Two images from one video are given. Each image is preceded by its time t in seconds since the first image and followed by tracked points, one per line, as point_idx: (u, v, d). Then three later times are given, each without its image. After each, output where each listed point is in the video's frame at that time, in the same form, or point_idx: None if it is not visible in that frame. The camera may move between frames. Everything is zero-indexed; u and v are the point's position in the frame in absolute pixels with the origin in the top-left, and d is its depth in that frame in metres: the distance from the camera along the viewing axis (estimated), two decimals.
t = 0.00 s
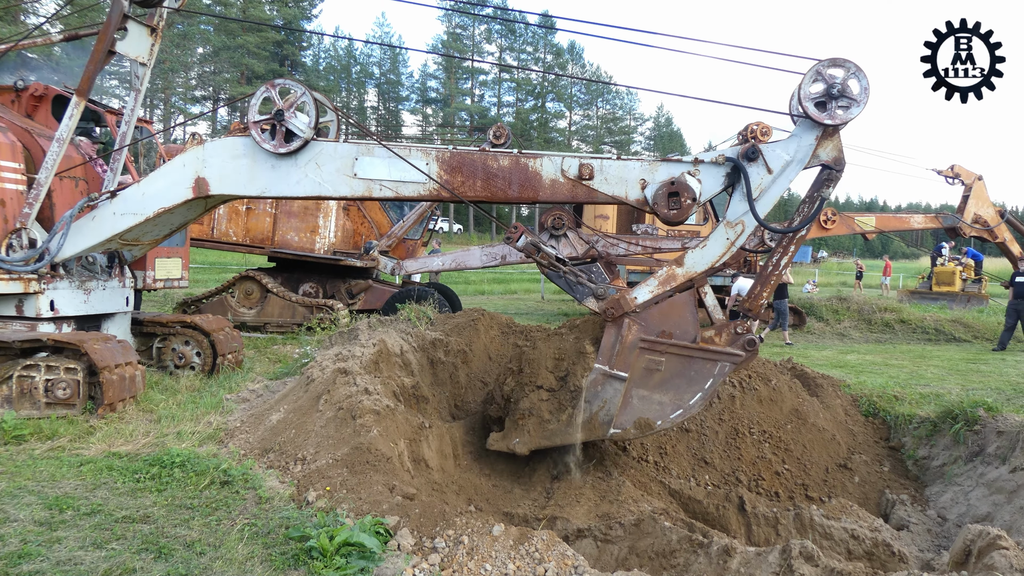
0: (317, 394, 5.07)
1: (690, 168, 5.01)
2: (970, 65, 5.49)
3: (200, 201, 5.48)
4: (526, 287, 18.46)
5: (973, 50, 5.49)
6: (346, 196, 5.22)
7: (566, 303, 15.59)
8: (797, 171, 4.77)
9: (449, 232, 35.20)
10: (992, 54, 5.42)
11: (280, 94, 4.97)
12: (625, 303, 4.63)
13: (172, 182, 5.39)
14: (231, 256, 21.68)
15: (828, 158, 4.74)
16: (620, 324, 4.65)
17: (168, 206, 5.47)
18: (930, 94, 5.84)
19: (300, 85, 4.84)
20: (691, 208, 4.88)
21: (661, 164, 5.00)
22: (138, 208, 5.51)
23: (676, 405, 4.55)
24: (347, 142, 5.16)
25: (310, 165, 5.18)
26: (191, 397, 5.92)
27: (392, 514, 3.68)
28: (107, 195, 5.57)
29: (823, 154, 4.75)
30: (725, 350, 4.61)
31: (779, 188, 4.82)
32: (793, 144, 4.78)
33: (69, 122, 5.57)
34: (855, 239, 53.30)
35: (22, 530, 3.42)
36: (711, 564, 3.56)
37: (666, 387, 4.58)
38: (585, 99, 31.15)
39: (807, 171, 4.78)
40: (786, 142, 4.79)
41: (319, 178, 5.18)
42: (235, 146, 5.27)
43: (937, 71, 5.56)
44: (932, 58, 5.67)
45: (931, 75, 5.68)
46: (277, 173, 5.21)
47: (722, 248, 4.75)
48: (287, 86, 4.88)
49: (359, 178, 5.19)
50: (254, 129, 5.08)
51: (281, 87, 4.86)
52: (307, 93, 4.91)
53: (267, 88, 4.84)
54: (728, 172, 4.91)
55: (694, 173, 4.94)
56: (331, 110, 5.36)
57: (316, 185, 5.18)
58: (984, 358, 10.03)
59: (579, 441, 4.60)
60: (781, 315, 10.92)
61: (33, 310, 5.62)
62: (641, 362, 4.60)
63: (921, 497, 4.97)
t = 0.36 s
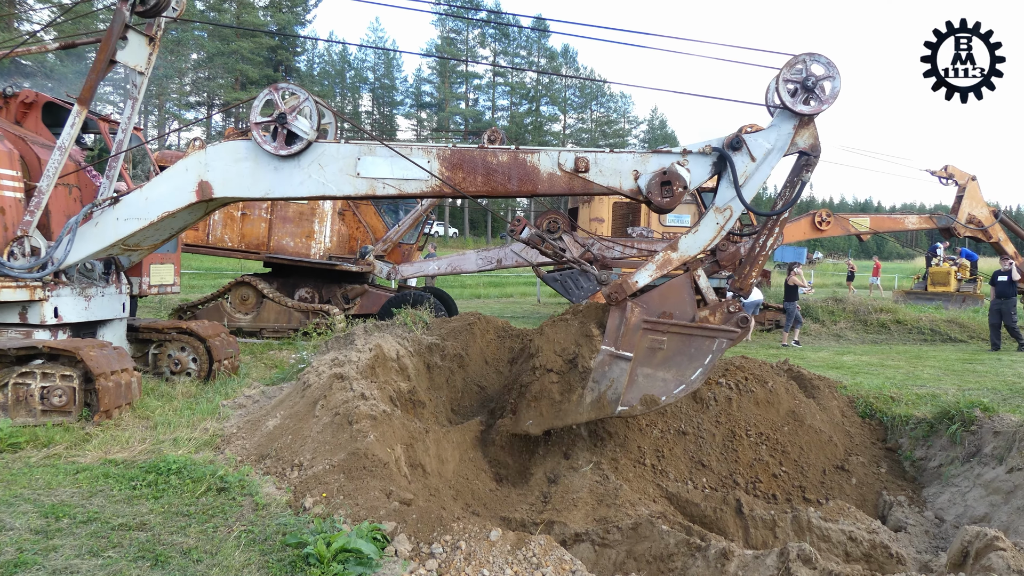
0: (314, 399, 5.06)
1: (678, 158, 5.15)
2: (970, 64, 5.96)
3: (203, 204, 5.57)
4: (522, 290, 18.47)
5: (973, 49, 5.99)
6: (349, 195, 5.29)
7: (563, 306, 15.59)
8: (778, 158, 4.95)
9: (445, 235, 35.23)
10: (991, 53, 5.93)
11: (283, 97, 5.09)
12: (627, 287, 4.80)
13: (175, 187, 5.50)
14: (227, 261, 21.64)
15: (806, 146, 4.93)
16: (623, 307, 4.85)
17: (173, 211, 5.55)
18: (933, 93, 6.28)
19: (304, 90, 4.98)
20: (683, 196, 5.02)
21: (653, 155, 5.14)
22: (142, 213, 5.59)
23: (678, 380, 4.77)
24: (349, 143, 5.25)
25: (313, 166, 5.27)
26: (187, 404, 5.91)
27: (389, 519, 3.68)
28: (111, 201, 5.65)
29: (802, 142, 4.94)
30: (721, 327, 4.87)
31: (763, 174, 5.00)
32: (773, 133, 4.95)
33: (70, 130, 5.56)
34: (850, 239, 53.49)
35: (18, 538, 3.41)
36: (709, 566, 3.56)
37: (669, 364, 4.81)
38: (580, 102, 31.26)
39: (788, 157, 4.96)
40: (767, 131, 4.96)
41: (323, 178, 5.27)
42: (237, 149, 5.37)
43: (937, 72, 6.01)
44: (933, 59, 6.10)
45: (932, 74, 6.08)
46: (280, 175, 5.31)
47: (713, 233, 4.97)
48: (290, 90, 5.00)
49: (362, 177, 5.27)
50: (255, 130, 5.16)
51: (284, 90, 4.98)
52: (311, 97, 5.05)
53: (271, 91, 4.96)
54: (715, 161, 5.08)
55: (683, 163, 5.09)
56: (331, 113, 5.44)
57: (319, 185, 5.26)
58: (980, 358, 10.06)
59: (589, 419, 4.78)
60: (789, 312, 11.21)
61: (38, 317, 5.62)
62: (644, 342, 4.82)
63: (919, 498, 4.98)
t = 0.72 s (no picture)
0: (317, 403, 5.06)
1: (674, 152, 5.50)
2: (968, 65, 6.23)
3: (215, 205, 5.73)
4: (525, 295, 18.47)
5: (973, 48, 6.20)
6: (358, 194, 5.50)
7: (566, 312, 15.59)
8: (766, 151, 5.44)
9: (448, 240, 35.32)
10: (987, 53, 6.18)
11: (295, 101, 5.30)
12: (633, 276, 5.23)
13: (186, 189, 5.65)
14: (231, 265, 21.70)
15: (791, 138, 5.44)
16: (630, 295, 5.23)
17: (185, 211, 5.70)
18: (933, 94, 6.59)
19: (315, 94, 5.22)
20: (681, 187, 5.41)
21: (650, 151, 5.49)
22: (154, 215, 5.73)
23: (683, 361, 5.21)
24: (358, 144, 5.47)
25: (323, 167, 5.48)
26: (191, 407, 5.93)
27: (392, 524, 3.68)
28: (122, 205, 5.77)
29: (787, 134, 5.44)
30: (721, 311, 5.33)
31: (753, 166, 5.48)
32: (762, 127, 5.43)
33: (83, 137, 5.65)
34: (854, 245, 53.46)
35: (23, 540, 3.42)
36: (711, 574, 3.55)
37: (673, 347, 5.24)
38: (583, 107, 31.36)
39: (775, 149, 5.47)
40: (756, 126, 5.43)
41: (333, 178, 5.49)
42: (247, 151, 5.54)
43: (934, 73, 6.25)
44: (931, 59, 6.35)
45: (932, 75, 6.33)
46: (291, 176, 5.50)
47: (708, 222, 5.42)
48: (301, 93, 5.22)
49: (372, 176, 5.51)
50: (265, 131, 5.35)
51: (295, 93, 5.20)
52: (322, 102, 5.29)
53: (283, 93, 5.17)
54: (708, 155, 5.49)
55: (680, 157, 5.45)
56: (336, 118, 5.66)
57: (329, 185, 5.47)
58: (984, 366, 10.03)
59: (598, 401, 5.09)
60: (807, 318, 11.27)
61: (52, 320, 5.71)
62: (650, 327, 5.22)
63: (923, 507, 4.97)
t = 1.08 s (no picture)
0: (327, 408, 5.08)
1: (671, 143, 5.87)
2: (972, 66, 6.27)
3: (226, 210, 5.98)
4: (532, 298, 18.48)
5: (972, 48, 6.27)
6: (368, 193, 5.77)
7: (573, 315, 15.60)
8: (757, 138, 5.88)
9: (455, 244, 35.39)
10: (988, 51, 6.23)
11: (305, 105, 5.60)
12: (640, 262, 5.54)
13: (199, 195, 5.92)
14: (239, 272, 21.81)
15: (780, 125, 5.88)
16: (637, 281, 5.55)
17: (197, 216, 5.94)
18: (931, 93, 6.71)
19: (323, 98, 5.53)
20: (679, 176, 5.73)
21: (648, 142, 5.83)
22: (166, 222, 5.96)
23: (690, 342, 5.52)
24: (366, 145, 5.72)
25: (333, 168, 5.75)
26: (201, 413, 5.97)
27: (402, 528, 3.69)
28: (135, 213, 6.00)
29: (776, 122, 5.88)
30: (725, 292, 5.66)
31: (746, 152, 5.88)
32: (751, 116, 5.88)
33: (97, 147, 5.69)
34: (862, 244, 53.22)
35: (37, 547, 3.45)
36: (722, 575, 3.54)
37: (681, 328, 5.55)
38: (588, 109, 31.44)
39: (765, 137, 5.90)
40: (746, 116, 5.87)
41: (343, 179, 5.77)
42: (256, 155, 5.81)
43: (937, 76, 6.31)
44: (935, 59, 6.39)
45: (934, 74, 6.42)
46: (301, 177, 5.77)
47: (706, 209, 5.85)
48: (309, 98, 5.55)
49: (381, 175, 5.78)
50: (272, 130, 5.63)
51: (304, 97, 5.53)
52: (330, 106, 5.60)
53: (292, 96, 5.49)
54: (703, 144, 5.90)
55: (676, 147, 5.82)
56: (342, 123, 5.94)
57: (339, 185, 5.76)
58: (996, 364, 9.96)
59: (612, 383, 5.38)
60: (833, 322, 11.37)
61: (69, 329, 5.78)
62: (659, 311, 5.54)
63: (935, 506, 4.94)
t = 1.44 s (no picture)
0: (333, 406, 5.09)
1: (668, 131, 6.21)
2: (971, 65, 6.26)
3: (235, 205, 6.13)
4: (539, 296, 18.46)
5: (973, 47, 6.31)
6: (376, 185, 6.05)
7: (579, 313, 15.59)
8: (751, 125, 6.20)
9: (461, 242, 35.42)
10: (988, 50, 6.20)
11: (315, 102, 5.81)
12: (643, 247, 5.79)
13: (209, 190, 6.04)
14: (245, 270, 21.87)
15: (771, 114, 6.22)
16: (642, 266, 5.73)
17: (208, 212, 6.08)
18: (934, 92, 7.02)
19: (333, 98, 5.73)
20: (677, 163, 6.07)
21: (646, 131, 6.17)
22: (177, 218, 6.08)
23: (694, 322, 5.81)
24: (373, 139, 5.98)
25: (341, 162, 5.97)
26: (208, 411, 5.99)
27: (408, 525, 3.69)
28: (147, 209, 6.11)
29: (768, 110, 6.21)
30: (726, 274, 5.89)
31: (740, 139, 6.22)
32: (745, 105, 6.20)
33: (109, 146, 5.72)
34: (870, 243, 53.00)
35: (45, 543, 3.47)
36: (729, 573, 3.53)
37: (684, 310, 5.80)
38: (595, 107, 31.42)
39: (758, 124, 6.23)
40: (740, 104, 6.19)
41: (351, 173, 6.01)
42: (265, 151, 6.00)
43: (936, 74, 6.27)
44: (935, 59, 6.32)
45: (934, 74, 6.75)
46: (311, 171, 5.99)
47: (704, 194, 6.16)
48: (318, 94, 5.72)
49: (388, 168, 6.05)
50: (280, 124, 5.79)
51: (313, 93, 5.71)
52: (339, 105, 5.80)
53: (302, 92, 5.67)
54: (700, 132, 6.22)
55: (673, 135, 6.14)
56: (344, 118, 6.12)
57: (348, 178, 6.00)
58: (1004, 363, 9.89)
59: (621, 364, 5.63)
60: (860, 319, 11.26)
61: (83, 326, 5.81)
62: (663, 294, 5.75)
63: (942, 506, 4.92)
